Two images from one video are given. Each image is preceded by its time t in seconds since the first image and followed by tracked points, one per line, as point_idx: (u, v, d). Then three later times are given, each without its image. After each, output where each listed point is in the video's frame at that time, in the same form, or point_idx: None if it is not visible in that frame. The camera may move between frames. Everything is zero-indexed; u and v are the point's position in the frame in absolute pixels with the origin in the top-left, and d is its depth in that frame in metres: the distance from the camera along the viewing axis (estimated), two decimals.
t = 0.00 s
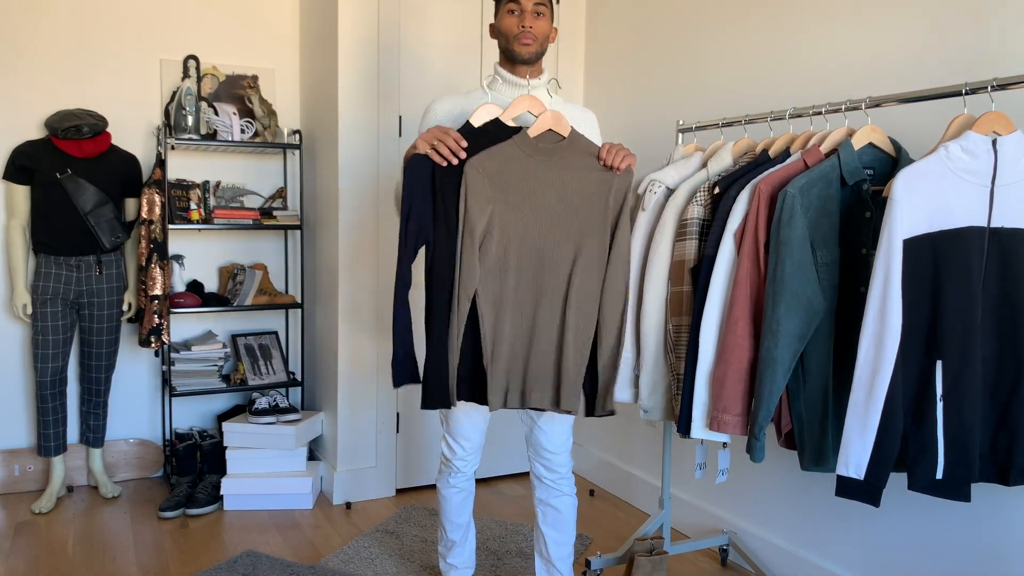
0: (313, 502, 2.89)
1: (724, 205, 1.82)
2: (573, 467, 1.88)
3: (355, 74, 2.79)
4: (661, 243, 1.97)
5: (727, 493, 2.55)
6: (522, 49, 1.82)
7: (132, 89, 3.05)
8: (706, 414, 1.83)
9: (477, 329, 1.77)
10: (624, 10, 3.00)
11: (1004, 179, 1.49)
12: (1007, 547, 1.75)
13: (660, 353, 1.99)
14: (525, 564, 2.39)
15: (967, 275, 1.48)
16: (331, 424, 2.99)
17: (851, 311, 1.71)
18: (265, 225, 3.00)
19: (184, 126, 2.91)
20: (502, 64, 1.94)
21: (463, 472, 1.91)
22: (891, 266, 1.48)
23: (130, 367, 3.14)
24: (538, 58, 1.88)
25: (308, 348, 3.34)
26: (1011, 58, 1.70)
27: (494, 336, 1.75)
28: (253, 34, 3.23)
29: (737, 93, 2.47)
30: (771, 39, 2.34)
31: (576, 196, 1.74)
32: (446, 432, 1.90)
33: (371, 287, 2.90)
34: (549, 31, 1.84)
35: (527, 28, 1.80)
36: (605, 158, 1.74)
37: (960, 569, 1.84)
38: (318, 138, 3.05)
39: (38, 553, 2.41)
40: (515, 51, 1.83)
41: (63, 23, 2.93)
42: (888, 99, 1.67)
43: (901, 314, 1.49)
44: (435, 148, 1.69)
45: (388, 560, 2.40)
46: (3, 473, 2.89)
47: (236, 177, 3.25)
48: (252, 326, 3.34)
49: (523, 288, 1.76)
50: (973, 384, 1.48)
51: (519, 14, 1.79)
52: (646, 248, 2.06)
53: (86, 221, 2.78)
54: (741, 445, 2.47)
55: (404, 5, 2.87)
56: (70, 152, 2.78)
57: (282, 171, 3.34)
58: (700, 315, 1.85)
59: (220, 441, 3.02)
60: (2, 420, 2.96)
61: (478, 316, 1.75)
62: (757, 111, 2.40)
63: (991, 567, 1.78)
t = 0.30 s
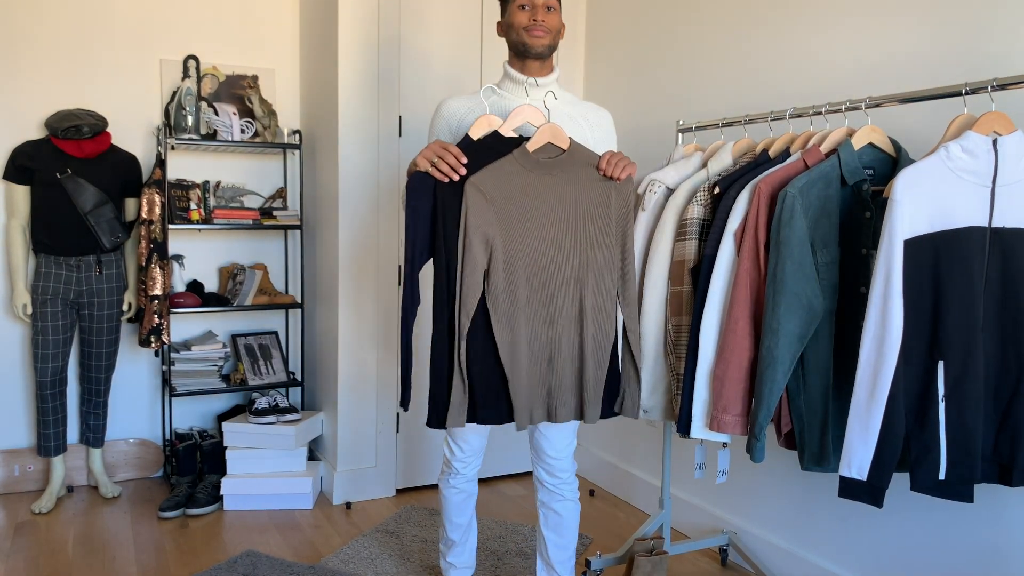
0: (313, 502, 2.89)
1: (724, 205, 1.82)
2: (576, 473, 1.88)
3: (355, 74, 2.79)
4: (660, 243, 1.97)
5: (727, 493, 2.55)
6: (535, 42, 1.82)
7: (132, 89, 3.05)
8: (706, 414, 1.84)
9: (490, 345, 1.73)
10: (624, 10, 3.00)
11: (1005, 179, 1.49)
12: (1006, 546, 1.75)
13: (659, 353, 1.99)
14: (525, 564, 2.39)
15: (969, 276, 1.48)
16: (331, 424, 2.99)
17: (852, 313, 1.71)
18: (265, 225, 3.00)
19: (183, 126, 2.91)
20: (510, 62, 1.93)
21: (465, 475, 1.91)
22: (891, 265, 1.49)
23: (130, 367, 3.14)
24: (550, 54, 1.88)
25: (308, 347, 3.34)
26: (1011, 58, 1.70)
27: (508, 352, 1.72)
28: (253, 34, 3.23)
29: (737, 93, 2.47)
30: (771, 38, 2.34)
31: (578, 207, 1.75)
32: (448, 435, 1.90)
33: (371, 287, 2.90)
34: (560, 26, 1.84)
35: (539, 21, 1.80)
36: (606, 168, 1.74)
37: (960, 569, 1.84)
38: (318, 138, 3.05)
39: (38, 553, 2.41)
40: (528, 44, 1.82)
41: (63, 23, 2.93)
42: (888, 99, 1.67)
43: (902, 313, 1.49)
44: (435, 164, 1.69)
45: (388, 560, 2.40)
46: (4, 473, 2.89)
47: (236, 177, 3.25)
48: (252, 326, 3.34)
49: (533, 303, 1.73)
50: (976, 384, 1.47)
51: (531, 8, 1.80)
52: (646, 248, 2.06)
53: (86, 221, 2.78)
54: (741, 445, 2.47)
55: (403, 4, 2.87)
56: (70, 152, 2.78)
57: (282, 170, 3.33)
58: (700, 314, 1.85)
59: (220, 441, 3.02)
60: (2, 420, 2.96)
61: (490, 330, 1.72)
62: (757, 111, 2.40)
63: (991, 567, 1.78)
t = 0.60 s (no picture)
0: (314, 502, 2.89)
1: (724, 205, 1.83)
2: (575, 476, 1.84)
3: (354, 75, 2.79)
4: (661, 243, 1.98)
5: (727, 492, 2.55)
6: (485, 70, 1.81)
7: (132, 89, 3.06)
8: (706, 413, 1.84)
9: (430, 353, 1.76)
10: (624, 10, 3.00)
11: (1005, 178, 1.49)
12: (1005, 546, 1.76)
13: (660, 354, 2.00)
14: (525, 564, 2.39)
15: (967, 274, 1.48)
16: (331, 424, 2.99)
17: (851, 313, 1.71)
18: (265, 225, 3.01)
19: (184, 126, 2.91)
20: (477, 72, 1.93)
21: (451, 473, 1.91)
22: (889, 262, 1.49)
23: (130, 367, 3.14)
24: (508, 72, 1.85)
25: (308, 347, 3.34)
26: (1011, 58, 1.71)
27: (448, 363, 1.75)
28: (253, 34, 3.24)
29: (737, 93, 2.48)
30: (771, 39, 2.34)
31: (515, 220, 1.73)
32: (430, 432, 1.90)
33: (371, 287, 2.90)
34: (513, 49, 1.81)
35: (486, 52, 1.78)
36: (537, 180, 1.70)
37: (959, 569, 1.85)
38: (318, 139, 3.05)
39: (39, 553, 2.41)
40: (479, 71, 1.82)
41: (64, 24, 2.93)
42: (887, 99, 1.68)
43: (899, 311, 1.49)
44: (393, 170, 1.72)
45: (389, 560, 2.41)
46: (4, 473, 2.89)
47: (236, 177, 3.25)
48: (252, 326, 3.35)
49: (474, 313, 1.76)
50: (972, 383, 1.48)
51: (478, 37, 1.77)
52: (646, 249, 2.07)
53: (87, 221, 2.78)
54: (741, 444, 2.48)
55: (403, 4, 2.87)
56: (70, 152, 2.78)
57: (282, 170, 3.34)
58: (700, 315, 1.86)
59: (220, 441, 3.02)
60: (2, 420, 2.96)
61: (432, 343, 1.75)
62: (757, 111, 2.40)
63: (990, 567, 1.78)
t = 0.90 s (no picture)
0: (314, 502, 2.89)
1: (727, 205, 1.82)
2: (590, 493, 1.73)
3: (354, 74, 2.79)
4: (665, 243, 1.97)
5: (727, 493, 2.54)
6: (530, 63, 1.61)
7: (132, 89, 3.05)
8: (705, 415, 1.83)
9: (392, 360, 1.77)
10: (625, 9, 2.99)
11: (1004, 179, 1.49)
12: (1006, 547, 1.75)
13: (664, 355, 1.99)
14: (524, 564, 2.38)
15: (975, 275, 1.45)
16: (331, 424, 2.98)
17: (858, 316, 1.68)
18: (265, 225, 3.00)
19: (183, 126, 2.91)
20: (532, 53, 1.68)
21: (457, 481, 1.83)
22: (908, 265, 1.44)
23: (130, 367, 3.14)
24: (588, 36, 1.54)
25: (308, 347, 3.34)
26: (1012, 58, 1.70)
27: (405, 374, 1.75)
28: (253, 33, 3.23)
29: (737, 93, 2.47)
30: (771, 37, 2.33)
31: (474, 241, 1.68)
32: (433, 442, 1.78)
33: (370, 287, 2.89)
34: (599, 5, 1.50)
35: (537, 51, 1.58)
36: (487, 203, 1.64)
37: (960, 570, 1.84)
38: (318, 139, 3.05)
39: (38, 553, 2.41)
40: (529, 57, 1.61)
41: (64, 24, 2.93)
42: (887, 99, 1.67)
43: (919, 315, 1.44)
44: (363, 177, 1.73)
45: (388, 561, 2.40)
46: (4, 473, 2.89)
47: (236, 177, 3.25)
48: (253, 326, 3.34)
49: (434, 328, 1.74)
50: (982, 385, 1.45)
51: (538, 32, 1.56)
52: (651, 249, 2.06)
53: (86, 221, 2.78)
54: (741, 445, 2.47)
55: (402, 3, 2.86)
56: (69, 152, 2.78)
57: (282, 170, 3.33)
58: (703, 316, 1.85)
59: (220, 441, 3.02)
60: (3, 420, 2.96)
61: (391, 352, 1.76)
62: (758, 110, 2.39)
63: (992, 569, 1.77)
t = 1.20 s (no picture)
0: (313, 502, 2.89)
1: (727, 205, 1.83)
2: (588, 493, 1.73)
3: (354, 74, 2.79)
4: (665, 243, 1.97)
5: (727, 493, 2.54)
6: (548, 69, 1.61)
7: (132, 89, 3.06)
8: (705, 416, 1.83)
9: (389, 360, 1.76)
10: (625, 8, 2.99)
11: (1004, 178, 1.49)
12: (1005, 547, 1.75)
13: (664, 356, 1.99)
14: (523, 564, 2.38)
15: (975, 274, 1.45)
16: (331, 424, 2.98)
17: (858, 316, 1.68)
18: (265, 224, 3.00)
19: (183, 126, 2.91)
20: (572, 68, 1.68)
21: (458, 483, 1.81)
22: (909, 265, 1.44)
23: (130, 367, 3.14)
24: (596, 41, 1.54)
25: (308, 348, 3.34)
26: (1013, 58, 1.70)
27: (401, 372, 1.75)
28: (253, 34, 3.23)
29: (737, 93, 2.47)
30: (771, 37, 2.33)
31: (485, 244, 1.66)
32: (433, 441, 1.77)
33: (370, 287, 2.89)
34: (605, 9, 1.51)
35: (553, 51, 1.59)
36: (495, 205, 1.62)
37: (960, 570, 1.84)
38: (318, 139, 3.05)
39: (38, 553, 2.41)
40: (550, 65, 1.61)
41: (63, 24, 2.93)
42: (887, 99, 1.67)
43: (921, 315, 1.44)
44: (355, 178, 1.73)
45: (388, 560, 2.40)
46: (4, 473, 2.89)
47: (236, 177, 3.25)
48: (253, 326, 3.34)
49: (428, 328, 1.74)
50: (983, 385, 1.45)
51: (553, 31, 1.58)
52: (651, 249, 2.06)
53: (87, 221, 2.78)
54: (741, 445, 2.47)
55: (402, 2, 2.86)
56: (69, 152, 2.78)
57: (282, 170, 3.33)
58: (704, 316, 1.85)
59: (220, 441, 3.02)
60: (3, 420, 2.96)
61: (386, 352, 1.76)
62: (758, 110, 2.39)
63: (992, 569, 1.77)
